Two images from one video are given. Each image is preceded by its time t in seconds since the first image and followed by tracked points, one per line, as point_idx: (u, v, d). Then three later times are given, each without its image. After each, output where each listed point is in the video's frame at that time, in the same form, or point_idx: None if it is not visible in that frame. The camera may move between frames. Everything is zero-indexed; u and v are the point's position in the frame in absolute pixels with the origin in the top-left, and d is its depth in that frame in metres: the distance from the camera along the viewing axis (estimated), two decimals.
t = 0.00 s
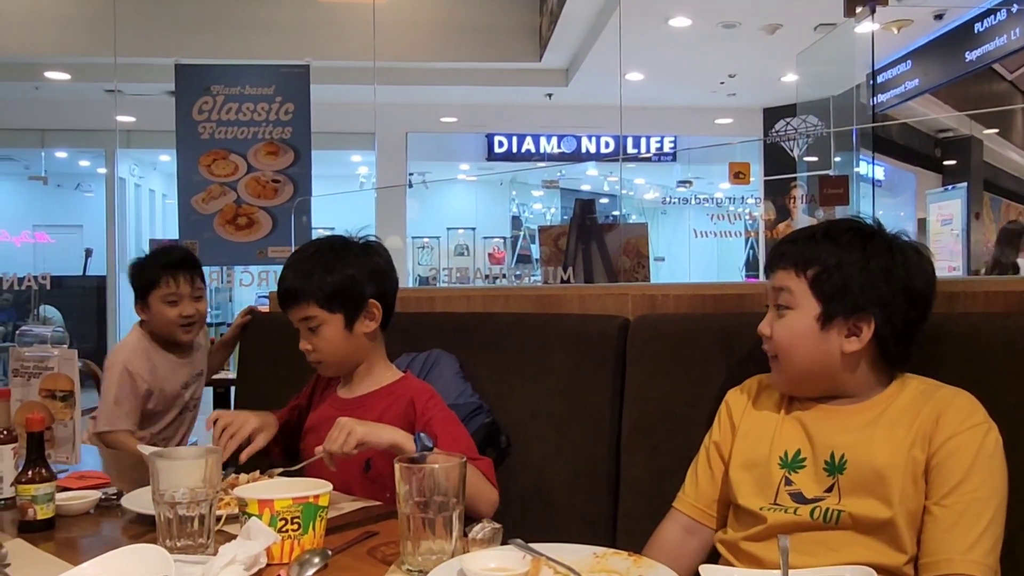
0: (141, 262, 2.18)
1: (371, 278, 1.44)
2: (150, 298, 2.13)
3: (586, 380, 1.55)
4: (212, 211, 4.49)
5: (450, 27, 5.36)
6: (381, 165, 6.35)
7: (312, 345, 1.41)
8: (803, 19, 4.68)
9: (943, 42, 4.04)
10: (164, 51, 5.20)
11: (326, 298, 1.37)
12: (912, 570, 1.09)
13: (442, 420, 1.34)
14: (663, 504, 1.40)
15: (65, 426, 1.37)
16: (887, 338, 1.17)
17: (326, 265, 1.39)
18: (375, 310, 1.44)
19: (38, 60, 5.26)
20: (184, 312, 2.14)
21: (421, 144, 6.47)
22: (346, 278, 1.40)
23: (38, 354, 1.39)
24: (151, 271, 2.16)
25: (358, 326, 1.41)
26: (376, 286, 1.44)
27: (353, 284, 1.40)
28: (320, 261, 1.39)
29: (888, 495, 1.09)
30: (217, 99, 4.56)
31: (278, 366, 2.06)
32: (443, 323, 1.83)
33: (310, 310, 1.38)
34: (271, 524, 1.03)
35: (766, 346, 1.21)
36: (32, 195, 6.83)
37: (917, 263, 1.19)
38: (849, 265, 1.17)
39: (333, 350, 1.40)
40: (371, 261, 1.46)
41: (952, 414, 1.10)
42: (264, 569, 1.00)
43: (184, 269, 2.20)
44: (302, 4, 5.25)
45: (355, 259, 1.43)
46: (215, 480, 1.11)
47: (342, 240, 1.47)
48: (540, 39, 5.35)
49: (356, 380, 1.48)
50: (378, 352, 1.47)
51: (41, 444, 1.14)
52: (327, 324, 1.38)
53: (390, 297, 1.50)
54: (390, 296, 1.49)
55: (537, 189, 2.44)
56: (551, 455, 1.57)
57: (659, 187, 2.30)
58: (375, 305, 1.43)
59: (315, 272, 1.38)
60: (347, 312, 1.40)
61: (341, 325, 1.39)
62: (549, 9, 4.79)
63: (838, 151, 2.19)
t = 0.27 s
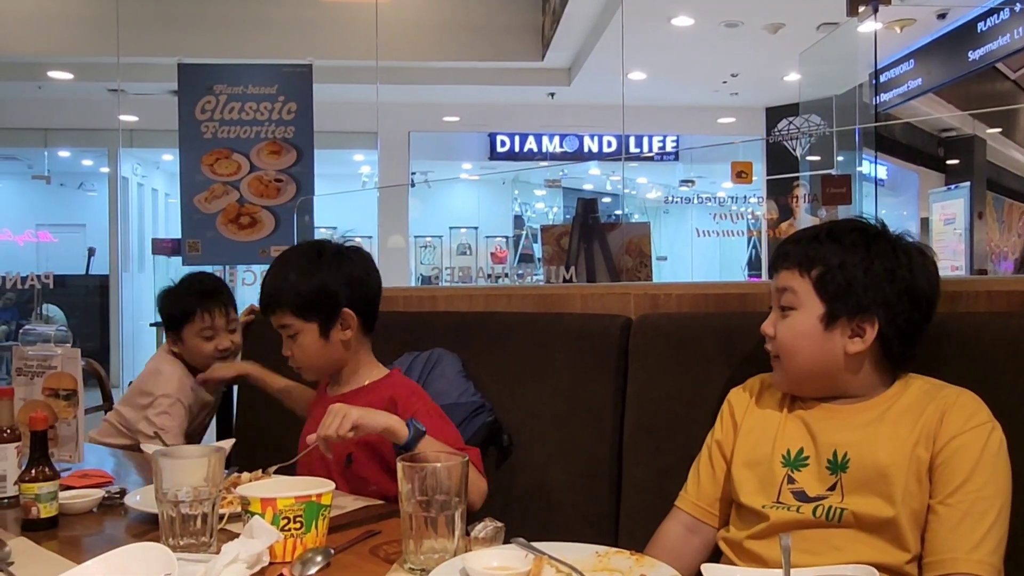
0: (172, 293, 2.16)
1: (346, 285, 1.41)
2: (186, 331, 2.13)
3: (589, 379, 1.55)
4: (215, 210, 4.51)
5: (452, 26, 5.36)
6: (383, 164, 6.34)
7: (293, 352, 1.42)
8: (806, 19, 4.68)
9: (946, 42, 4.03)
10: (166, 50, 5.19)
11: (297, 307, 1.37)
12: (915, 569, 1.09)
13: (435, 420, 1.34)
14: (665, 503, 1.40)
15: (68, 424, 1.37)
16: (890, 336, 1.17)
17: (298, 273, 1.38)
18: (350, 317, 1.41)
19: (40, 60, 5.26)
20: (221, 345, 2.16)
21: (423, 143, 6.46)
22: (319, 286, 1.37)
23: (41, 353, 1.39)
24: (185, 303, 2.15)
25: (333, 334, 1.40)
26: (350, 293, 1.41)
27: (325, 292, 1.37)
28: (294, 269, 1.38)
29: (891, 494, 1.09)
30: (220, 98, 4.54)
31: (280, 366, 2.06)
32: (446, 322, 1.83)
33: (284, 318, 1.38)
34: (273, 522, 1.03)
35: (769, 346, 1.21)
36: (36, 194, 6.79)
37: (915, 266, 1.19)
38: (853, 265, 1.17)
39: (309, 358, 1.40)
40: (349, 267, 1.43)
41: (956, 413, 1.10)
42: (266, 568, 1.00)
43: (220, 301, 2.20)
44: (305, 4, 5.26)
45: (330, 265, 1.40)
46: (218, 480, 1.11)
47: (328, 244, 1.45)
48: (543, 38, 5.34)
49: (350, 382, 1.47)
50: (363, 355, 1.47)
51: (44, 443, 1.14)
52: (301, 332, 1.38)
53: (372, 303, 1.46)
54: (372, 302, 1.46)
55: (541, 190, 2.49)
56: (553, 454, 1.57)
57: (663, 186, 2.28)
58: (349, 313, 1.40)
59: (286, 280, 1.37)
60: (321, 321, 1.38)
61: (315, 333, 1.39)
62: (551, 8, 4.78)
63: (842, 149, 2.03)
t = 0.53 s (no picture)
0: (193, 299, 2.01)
1: (340, 287, 1.40)
2: (206, 338, 2.02)
3: (590, 378, 1.55)
4: (218, 209, 4.52)
5: (453, 26, 5.36)
6: (385, 163, 6.34)
7: (292, 355, 1.42)
8: (807, 18, 4.67)
9: (947, 41, 4.02)
10: (168, 49, 5.19)
11: (292, 311, 1.37)
12: (914, 566, 1.09)
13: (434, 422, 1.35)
14: (666, 501, 1.40)
15: (70, 422, 1.37)
16: (891, 336, 1.17)
17: (293, 277, 1.38)
18: (345, 320, 1.40)
19: (42, 58, 5.26)
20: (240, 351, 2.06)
21: (425, 142, 6.46)
22: (312, 290, 1.37)
23: (42, 351, 1.39)
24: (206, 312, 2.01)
25: (329, 337, 1.39)
26: (344, 296, 1.40)
27: (319, 296, 1.37)
28: (289, 273, 1.38)
29: (890, 492, 1.09)
30: (220, 96, 4.53)
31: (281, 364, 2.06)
32: (447, 321, 1.83)
33: (281, 322, 1.39)
34: (275, 520, 1.03)
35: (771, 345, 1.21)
36: (38, 192, 6.79)
37: (916, 266, 1.19)
38: (855, 264, 1.17)
39: (310, 361, 1.41)
40: (344, 270, 1.42)
41: (958, 412, 1.10)
42: (268, 566, 1.01)
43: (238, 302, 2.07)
44: (306, 3, 5.25)
45: (324, 269, 1.40)
46: (220, 478, 1.12)
47: (326, 247, 1.46)
48: (545, 37, 5.33)
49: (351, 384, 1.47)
50: (360, 355, 1.45)
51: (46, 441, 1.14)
52: (298, 336, 1.38)
53: (370, 305, 1.46)
54: (369, 303, 1.45)
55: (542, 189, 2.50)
56: (554, 452, 1.57)
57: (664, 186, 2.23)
58: (344, 315, 1.40)
59: (280, 285, 1.38)
60: (319, 325, 1.38)
61: (311, 337, 1.39)
62: (553, 8, 4.78)
63: (843, 149, 2.14)
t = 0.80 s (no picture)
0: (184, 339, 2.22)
1: (359, 286, 1.40)
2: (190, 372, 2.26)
3: (591, 376, 1.55)
4: (219, 208, 4.52)
5: (453, 24, 5.36)
6: (386, 161, 6.34)
7: (309, 355, 1.41)
8: (808, 17, 4.67)
9: (949, 40, 4.02)
10: (169, 47, 5.19)
11: (312, 310, 1.36)
12: (916, 565, 1.09)
13: (437, 424, 1.35)
14: (667, 499, 1.40)
15: (70, 421, 1.37)
16: (893, 335, 1.17)
17: (312, 276, 1.37)
18: (365, 319, 1.40)
19: (41, 56, 5.26)
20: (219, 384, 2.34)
21: (425, 140, 6.46)
22: (330, 288, 1.37)
23: (43, 350, 1.39)
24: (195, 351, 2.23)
25: (348, 336, 1.39)
26: (364, 296, 1.40)
27: (336, 295, 1.37)
28: (308, 272, 1.38)
29: (892, 490, 1.10)
30: (223, 95, 4.52)
31: (282, 363, 2.06)
32: (448, 320, 1.83)
33: (300, 321, 1.38)
34: (275, 519, 1.04)
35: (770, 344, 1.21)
36: (39, 191, 6.77)
37: (919, 263, 1.19)
38: (856, 263, 1.17)
39: (327, 360, 1.40)
40: (363, 269, 1.42)
41: (959, 411, 1.10)
42: (268, 564, 1.01)
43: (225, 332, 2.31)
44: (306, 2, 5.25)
45: (342, 268, 1.40)
46: (221, 477, 1.12)
47: (340, 246, 1.45)
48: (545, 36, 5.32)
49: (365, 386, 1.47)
50: (380, 355, 1.46)
51: (47, 439, 1.14)
52: (317, 335, 1.38)
53: (389, 304, 1.46)
54: (387, 303, 1.45)
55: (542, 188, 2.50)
56: (555, 450, 1.57)
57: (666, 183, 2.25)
58: (363, 314, 1.39)
59: (299, 284, 1.37)
60: (336, 323, 1.38)
61: (330, 336, 1.38)
62: (553, 7, 4.78)
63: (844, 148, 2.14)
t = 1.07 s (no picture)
0: (179, 301, 2.44)
1: (368, 285, 1.41)
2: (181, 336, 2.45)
3: (592, 375, 1.54)
4: (219, 206, 4.53)
5: (453, 22, 5.35)
6: (387, 159, 6.35)
7: (314, 354, 1.40)
8: (809, 15, 4.67)
9: (949, 39, 4.01)
10: (172, 45, 5.19)
11: (323, 309, 1.35)
12: (917, 564, 1.09)
13: (442, 423, 1.34)
14: (669, 497, 1.40)
15: (71, 419, 1.37)
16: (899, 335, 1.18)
17: (322, 276, 1.37)
18: (375, 317, 1.41)
19: (42, 54, 5.26)
20: (207, 355, 2.51)
21: (425, 138, 6.47)
22: (340, 286, 1.37)
23: (44, 348, 1.39)
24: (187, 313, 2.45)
25: (358, 333, 1.39)
26: (373, 294, 1.41)
27: (345, 292, 1.37)
28: (317, 272, 1.37)
29: (892, 488, 1.10)
30: (222, 93, 4.54)
31: (284, 361, 2.06)
32: (450, 318, 1.83)
33: (309, 320, 1.36)
34: (276, 517, 1.04)
35: (782, 343, 1.19)
36: (36, 187, 6.72)
37: (927, 262, 1.21)
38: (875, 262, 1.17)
39: (334, 358, 1.39)
40: (371, 268, 1.43)
41: (961, 410, 1.10)
42: (268, 563, 1.01)
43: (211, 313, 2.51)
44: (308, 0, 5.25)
45: (350, 266, 1.40)
46: (221, 474, 1.12)
47: (344, 246, 1.45)
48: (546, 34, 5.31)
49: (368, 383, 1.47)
50: (387, 353, 1.47)
51: (48, 437, 1.14)
52: (326, 334, 1.37)
53: (394, 302, 1.47)
54: (393, 301, 1.47)
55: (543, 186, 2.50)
56: (556, 448, 1.57)
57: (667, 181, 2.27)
58: (375, 313, 1.41)
59: (309, 283, 1.36)
60: (348, 321, 1.38)
61: (341, 334, 1.38)
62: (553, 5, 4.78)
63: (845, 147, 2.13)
